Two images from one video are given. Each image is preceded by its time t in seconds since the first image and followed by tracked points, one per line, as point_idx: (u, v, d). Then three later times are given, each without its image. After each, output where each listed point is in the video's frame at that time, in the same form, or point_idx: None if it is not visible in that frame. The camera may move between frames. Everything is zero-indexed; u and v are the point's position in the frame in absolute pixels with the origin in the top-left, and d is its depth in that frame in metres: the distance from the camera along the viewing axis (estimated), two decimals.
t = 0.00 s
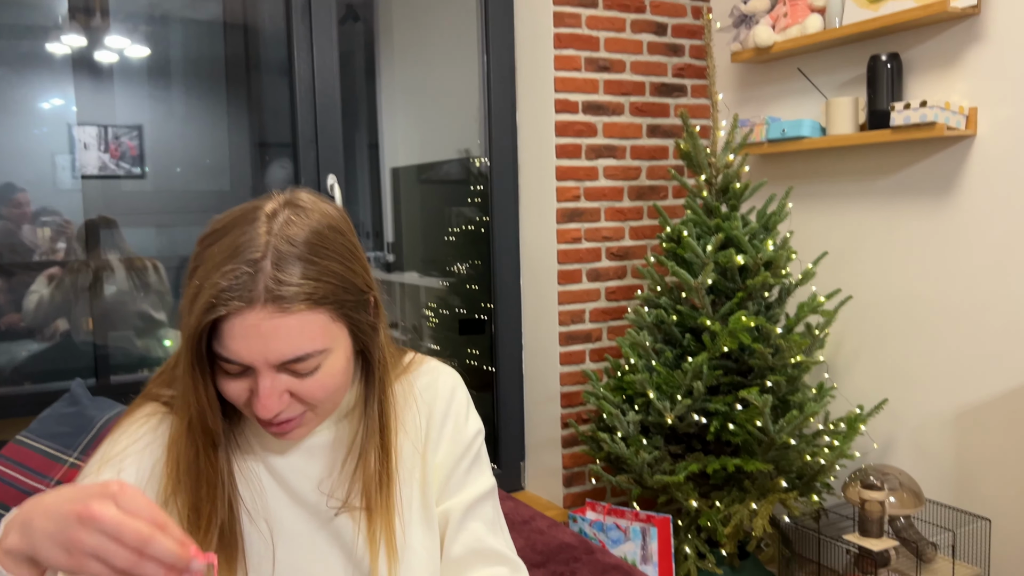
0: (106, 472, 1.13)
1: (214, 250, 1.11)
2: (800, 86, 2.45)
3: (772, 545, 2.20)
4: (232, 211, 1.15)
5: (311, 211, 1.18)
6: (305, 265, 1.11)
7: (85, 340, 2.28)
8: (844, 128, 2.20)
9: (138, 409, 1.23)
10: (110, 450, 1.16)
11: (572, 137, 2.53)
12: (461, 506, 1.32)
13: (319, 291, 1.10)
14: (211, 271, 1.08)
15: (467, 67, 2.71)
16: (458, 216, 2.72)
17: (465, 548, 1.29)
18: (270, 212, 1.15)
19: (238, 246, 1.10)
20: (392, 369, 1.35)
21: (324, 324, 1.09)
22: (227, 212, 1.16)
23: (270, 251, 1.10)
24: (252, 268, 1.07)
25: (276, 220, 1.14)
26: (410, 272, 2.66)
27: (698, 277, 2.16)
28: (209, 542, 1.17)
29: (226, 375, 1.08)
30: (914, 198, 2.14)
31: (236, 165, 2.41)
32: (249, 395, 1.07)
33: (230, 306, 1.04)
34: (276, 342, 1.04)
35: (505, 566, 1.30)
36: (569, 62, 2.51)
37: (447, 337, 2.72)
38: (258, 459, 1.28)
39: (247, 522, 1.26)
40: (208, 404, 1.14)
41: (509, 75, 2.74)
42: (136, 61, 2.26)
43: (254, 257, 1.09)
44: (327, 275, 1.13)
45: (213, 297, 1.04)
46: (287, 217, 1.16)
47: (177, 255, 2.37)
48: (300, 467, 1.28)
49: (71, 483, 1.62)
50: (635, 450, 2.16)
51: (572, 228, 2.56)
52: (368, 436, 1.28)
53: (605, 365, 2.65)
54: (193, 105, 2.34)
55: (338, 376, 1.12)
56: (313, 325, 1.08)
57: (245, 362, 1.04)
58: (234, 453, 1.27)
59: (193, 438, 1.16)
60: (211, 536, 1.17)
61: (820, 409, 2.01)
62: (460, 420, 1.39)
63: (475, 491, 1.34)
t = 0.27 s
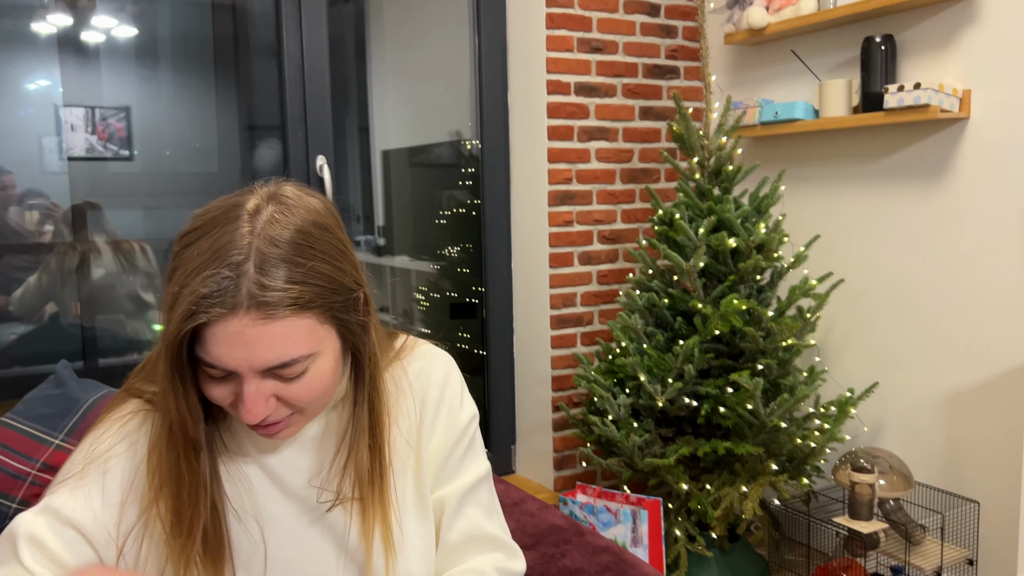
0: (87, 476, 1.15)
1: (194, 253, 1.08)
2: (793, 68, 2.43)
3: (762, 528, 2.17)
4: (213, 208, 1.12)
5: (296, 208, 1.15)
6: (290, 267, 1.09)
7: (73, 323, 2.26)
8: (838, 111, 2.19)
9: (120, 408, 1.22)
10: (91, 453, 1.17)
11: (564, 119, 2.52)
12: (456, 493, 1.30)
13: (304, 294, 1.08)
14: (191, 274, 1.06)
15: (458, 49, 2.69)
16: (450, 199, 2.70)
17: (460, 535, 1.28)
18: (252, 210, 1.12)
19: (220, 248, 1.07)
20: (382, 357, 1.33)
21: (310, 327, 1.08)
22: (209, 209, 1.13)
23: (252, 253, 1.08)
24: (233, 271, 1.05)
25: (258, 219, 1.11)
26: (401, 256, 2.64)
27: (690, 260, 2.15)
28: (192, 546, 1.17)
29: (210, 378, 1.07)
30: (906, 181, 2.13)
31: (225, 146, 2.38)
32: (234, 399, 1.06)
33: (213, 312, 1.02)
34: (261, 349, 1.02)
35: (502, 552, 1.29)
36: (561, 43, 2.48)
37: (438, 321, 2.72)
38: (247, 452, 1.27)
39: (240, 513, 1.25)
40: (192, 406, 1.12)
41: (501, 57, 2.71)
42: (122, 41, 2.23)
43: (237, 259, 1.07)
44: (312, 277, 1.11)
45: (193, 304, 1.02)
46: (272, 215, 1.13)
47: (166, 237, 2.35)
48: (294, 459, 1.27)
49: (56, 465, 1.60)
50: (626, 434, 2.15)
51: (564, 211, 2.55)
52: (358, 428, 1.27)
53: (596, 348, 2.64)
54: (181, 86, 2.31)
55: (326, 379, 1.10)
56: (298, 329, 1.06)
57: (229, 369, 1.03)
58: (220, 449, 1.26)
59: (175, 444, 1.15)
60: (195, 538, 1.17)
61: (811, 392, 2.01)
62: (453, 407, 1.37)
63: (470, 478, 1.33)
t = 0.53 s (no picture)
0: (77, 472, 1.06)
1: (190, 253, 0.99)
2: (787, 54, 2.42)
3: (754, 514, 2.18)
4: (213, 208, 1.02)
5: (302, 214, 1.05)
6: (291, 278, 1.00)
7: (62, 309, 2.25)
8: (831, 98, 2.18)
9: (108, 406, 1.12)
10: (83, 448, 1.08)
11: (557, 105, 2.50)
12: (456, 486, 1.26)
13: (306, 307, 1.00)
14: (186, 281, 0.97)
15: (451, 34, 2.66)
16: (442, 186, 2.69)
17: (460, 527, 1.25)
18: (256, 215, 1.02)
19: (218, 254, 0.98)
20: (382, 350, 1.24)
21: (310, 341, 1.00)
22: (209, 209, 1.03)
23: (253, 262, 0.99)
24: (233, 281, 0.96)
25: (261, 224, 1.02)
26: (393, 243, 2.64)
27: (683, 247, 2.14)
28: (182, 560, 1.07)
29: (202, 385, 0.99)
30: (899, 168, 2.12)
31: (215, 132, 2.36)
32: (226, 408, 0.99)
33: (207, 326, 0.94)
34: (258, 364, 0.95)
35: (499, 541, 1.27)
36: (554, 28, 2.47)
37: (430, 308, 2.72)
38: (242, 452, 1.16)
39: (228, 519, 1.15)
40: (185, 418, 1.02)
41: (494, 42, 2.70)
42: (111, 25, 2.21)
43: (237, 269, 0.97)
44: (315, 289, 1.02)
45: (188, 314, 0.94)
46: (275, 220, 1.03)
47: (156, 223, 2.33)
48: (291, 459, 1.18)
49: (45, 451, 1.59)
50: (618, 421, 2.15)
51: (557, 198, 2.54)
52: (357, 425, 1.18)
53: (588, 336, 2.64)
54: (171, 70, 2.29)
55: (323, 393, 1.03)
56: (297, 343, 0.98)
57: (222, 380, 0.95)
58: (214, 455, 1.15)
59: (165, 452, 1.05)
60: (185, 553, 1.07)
61: (802, 379, 2.01)
62: (452, 399, 1.31)
63: (469, 470, 1.28)
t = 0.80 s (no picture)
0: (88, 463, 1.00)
1: (196, 245, 0.95)
2: (784, 46, 2.42)
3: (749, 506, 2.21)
4: (221, 199, 0.98)
5: (312, 206, 1.00)
6: (300, 270, 0.96)
7: (57, 299, 2.24)
8: (828, 89, 2.17)
9: (113, 394, 1.05)
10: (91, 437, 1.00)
11: (554, 96, 2.50)
12: (458, 481, 1.22)
13: (315, 300, 0.95)
14: (193, 274, 0.92)
15: (448, 24, 2.65)
16: (438, 177, 2.68)
17: (461, 523, 1.22)
18: (264, 205, 0.98)
19: (224, 245, 0.93)
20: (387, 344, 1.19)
21: (319, 333, 0.95)
22: (216, 199, 0.98)
23: (263, 253, 0.94)
24: (241, 273, 0.92)
25: (271, 214, 0.97)
26: (389, 234, 2.64)
27: (679, 239, 2.14)
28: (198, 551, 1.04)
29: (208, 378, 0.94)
30: (895, 160, 2.13)
31: (210, 122, 2.35)
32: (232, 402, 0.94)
33: (215, 318, 0.89)
34: (266, 356, 0.90)
35: (498, 536, 1.24)
36: (551, 19, 2.46)
37: (426, 299, 2.73)
38: (243, 447, 1.11)
39: (229, 518, 1.10)
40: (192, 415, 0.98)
41: (490, 33, 2.68)
42: (106, 15, 2.19)
43: (246, 260, 0.93)
44: (325, 281, 0.97)
45: (195, 307, 0.89)
46: (284, 211, 0.98)
47: (151, 214, 2.32)
48: (294, 456, 1.13)
49: (40, 442, 1.58)
50: (613, 412, 2.16)
51: (553, 189, 2.53)
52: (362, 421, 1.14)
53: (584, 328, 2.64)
54: (166, 61, 2.27)
55: (331, 388, 0.98)
56: (307, 336, 0.93)
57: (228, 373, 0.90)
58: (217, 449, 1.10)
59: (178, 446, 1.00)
60: (201, 546, 1.04)
61: (798, 370, 2.01)
62: (455, 394, 1.26)
63: (470, 465, 1.24)
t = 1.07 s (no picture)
0: (80, 451, 1.00)
1: (208, 228, 0.93)
2: (781, 39, 2.41)
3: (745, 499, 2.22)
4: (232, 183, 0.97)
5: (322, 191, 1.00)
6: (311, 253, 0.95)
7: (53, 292, 2.24)
8: (825, 83, 2.17)
9: (111, 384, 1.05)
10: (87, 424, 1.01)
11: (551, 90, 2.49)
12: (454, 476, 1.22)
13: (326, 284, 0.95)
14: (205, 255, 0.91)
15: (445, 17, 2.65)
16: (435, 170, 2.68)
17: (455, 518, 1.21)
18: (275, 190, 0.97)
19: (237, 227, 0.92)
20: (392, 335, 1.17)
21: (328, 317, 0.94)
22: (227, 183, 0.97)
23: (275, 236, 0.93)
24: (253, 256, 0.91)
25: (282, 199, 0.96)
26: (385, 227, 2.64)
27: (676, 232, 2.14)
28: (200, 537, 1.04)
29: (215, 361, 0.93)
30: (892, 154, 2.13)
31: (207, 115, 2.35)
32: (239, 386, 0.93)
33: (228, 299, 0.88)
34: (278, 338, 0.89)
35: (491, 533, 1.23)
36: (548, 12, 2.46)
37: (422, 292, 2.74)
38: (247, 440, 1.11)
39: (234, 508, 1.10)
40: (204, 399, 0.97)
41: (488, 25, 2.68)
42: (101, 6, 2.18)
43: (258, 243, 0.92)
44: (334, 265, 0.97)
45: (208, 288, 0.88)
46: (295, 196, 0.97)
47: (148, 206, 2.32)
48: (297, 449, 1.13)
49: (37, 435, 1.59)
50: (609, 405, 2.16)
51: (550, 182, 2.53)
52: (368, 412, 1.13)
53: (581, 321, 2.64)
54: (162, 53, 2.27)
55: (338, 373, 0.97)
56: (317, 320, 0.93)
57: (238, 355, 0.89)
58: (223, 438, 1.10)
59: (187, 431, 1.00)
60: (207, 531, 1.05)
61: (794, 364, 2.01)
62: (452, 388, 1.26)
63: (467, 461, 1.24)
